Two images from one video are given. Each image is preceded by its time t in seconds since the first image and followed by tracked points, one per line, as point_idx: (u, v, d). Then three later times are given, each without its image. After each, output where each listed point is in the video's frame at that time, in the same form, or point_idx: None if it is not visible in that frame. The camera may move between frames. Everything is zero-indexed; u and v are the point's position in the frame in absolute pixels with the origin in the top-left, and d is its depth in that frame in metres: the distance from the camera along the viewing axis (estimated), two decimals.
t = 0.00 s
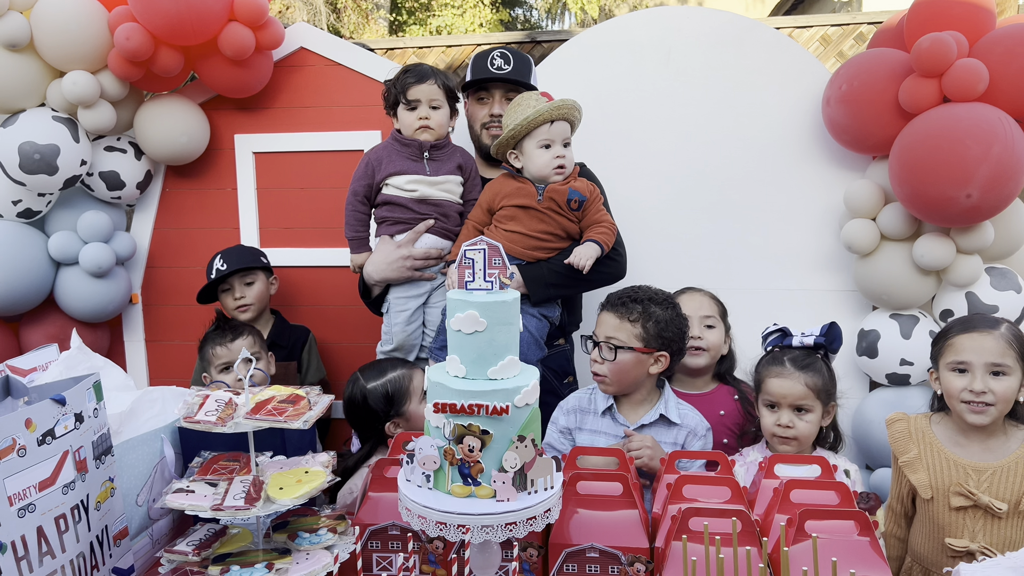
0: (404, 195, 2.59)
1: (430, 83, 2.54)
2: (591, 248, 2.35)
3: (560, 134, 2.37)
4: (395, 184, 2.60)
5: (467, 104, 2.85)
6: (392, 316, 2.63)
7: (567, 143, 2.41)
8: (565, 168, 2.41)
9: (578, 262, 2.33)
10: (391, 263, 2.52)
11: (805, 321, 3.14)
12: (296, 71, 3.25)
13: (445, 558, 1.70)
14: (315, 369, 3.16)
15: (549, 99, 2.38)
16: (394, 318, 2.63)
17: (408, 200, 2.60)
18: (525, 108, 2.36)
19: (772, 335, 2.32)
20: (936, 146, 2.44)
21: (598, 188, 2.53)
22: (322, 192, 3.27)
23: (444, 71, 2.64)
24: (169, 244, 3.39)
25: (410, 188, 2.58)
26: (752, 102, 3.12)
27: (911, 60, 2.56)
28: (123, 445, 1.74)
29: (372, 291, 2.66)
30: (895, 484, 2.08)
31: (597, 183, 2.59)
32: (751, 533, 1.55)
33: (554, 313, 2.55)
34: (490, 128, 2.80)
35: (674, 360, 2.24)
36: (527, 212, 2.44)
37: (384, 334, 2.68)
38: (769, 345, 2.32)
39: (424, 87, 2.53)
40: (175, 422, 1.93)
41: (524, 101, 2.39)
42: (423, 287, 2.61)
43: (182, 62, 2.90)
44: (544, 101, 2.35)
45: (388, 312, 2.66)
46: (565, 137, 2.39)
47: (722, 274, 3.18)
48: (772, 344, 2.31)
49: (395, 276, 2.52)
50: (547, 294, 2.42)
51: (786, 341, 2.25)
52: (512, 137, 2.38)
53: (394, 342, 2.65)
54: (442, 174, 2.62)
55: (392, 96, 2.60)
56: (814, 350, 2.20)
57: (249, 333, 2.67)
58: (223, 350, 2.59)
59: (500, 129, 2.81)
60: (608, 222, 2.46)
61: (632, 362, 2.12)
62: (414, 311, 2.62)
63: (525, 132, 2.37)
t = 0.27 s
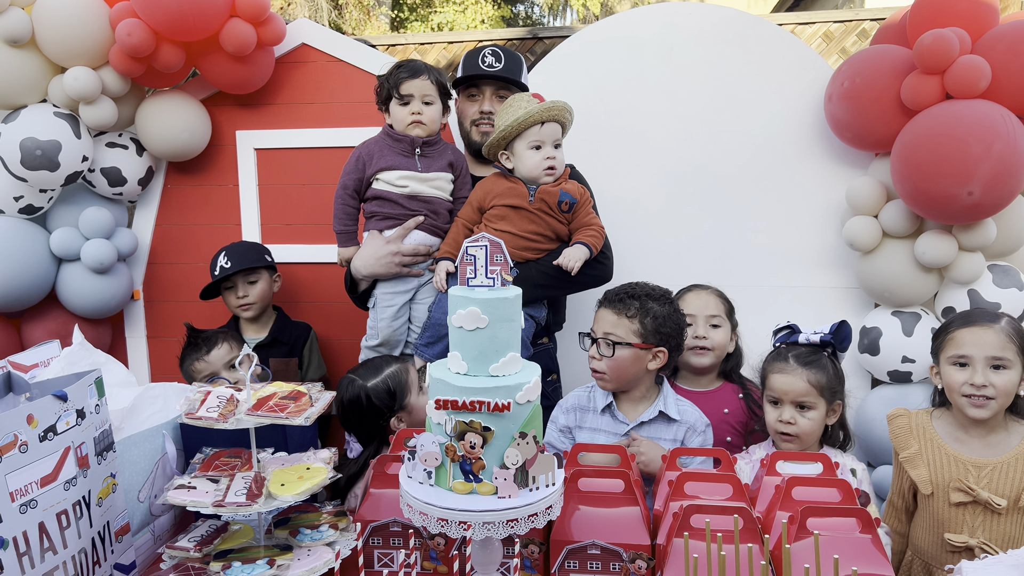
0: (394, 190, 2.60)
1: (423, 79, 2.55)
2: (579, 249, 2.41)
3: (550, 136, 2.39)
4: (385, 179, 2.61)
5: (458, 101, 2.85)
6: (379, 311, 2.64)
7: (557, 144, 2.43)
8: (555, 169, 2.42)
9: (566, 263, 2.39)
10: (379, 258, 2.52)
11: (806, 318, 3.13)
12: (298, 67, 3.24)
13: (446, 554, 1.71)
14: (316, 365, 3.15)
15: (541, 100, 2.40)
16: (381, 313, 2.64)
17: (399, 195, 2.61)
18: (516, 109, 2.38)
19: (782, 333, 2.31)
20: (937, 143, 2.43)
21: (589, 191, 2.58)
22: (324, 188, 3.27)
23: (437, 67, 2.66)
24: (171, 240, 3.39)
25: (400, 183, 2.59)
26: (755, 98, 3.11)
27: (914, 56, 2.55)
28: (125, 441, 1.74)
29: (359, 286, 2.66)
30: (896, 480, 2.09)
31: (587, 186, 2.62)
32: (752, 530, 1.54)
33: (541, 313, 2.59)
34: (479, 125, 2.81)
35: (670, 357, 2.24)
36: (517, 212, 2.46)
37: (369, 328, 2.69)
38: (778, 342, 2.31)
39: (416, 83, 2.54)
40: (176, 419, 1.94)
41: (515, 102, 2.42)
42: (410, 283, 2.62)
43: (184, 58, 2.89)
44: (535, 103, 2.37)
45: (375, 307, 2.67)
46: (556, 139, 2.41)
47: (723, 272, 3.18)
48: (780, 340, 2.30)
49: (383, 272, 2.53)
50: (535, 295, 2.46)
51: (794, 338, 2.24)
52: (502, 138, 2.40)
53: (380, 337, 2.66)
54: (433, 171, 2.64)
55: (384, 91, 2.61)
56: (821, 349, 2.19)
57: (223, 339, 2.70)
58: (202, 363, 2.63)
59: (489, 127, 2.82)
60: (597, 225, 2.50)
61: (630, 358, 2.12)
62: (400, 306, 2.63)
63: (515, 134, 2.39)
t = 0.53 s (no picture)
0: (392, 187, 2.60)
1: (425, 75, 2.54)
2: (575, 253, 2.44)
3: (551, 139, 2.40)
4: (383, 175, 2.60)
5: (454, 96, 2.84)
6: (371, 307, 2.65)
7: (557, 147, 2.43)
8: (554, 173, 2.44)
9: (564, 267, 2.42)
10: (374, 255, 2.52)
11: (809, 315, 3.12)
12: (301, 63, 3.23)
13: (448, 551, 1.71)
14: (320, 361, 3.15)
15: (543, 102, 2.41)
16: (372, 309, 2.65)
17: (397, 192, 2.61)
18: (519, 110, 2.39)
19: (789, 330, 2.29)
20: (940, 140, 2.43)
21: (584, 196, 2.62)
22: (327, 184, 3.27)
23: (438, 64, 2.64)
24: (174, 236, 3.40)
25: (399, 180, 2.59)
26: (758, 95, 3.10)
27: (917, 53, 2.54)
28: (127, 437, 1.75)
29: (351, 282, 2.65)
30: (899, 480, 2.09)
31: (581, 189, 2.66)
32: (754, 527, 1.54)
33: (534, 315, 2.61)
34: (475, 122, 2.82)
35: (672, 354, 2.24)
36: (514, 214, 2.47)
37: (360, 324, 2.69)
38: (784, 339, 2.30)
39: (419, 78, 2.52)
40: (179, 414, 1.94)
41: (518, 102, 2.42)
42: (403, 280, 2.63)
43: (186, 54, 2.89)
44: (537, 105, 2.38)
45: (366, 303, 2.67)
46: (557, 142, 2.42)
47: (726, 268, 3.17)
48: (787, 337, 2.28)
49: (378, 268, 2.53)
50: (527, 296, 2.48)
51: (800, 336, 2.23)
52: (502, 138, 2.41)
53: (370, 333, 2.66)
54: (432, 169, 2.64)
55: (385, 85, 2.59)
56: (828, 348, 2.18)
57: (233, 332, 2.66)
58: (209, 353, 2.58)
59: (484, 125, 2.83)
60: (591, 228, 2.54)
61: (631, 355, 2.12)
62: (392, 303, 2.64)
63: (516, 134, 2.40)
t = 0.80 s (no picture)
0: (399, 185, 2.59)
1: (429, 73, 2.52)
2: (581, 250, 2.46)
3: (557, 138, 2.42)
4: (389, 174, 2.59)
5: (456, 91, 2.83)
6: (376, 305, 2.64)
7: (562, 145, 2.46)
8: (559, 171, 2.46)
9: (570, 264, 2.44)
10: (380, 254, 2.52)
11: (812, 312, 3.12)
12: (304, 58, 3.23)
13: (450, 548, 1.72)
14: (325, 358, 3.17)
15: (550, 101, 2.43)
16: (377, 307, 2.64)
17: (403, 190, 2.60)
18: (527, 108, 2.41)
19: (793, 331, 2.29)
20: (946, 137, 2.42)
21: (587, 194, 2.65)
22: (330, 180, 3.27)
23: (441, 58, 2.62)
24: (177, 230, 3.40)
25: (405, 179, 2.58)
26: (763, 90, 3.09)
27: (923, 50, 2.52)
28: (131, 432, 1.76)
29: (355, 280, 2.64)
30: (902, 483, 2.10)
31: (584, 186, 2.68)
32: (756, 526, 1.53)
33: (537, 311, 2.63)
34: (476, 117, 2.81)
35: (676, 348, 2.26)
36: (520, 211, 2.48)
37: (365, 322, 2.68)
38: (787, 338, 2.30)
39: (423, 77, 2.51)
40: (183, 410, 1.95)
41: (526, 100, 2.44)
42: (408, 277, 2.63)
43: (190, 49, 2.89)
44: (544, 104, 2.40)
45: (371, 301, 2.67)
46: (562, 141, 2.45)
47: (729, 265, 3.17)
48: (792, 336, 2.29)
49: (384, 266, 2.53)
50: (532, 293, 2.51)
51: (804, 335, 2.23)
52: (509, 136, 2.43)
53: (376, 331, 2.66)
54: (437, 167, 2.64)
55: (388, 82, 2.57)
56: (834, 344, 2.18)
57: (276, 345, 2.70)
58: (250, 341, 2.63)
59: (486, 120, 2.82)
60: (596, 225, 2.57)
61: (664, 346, 2.14)
62: (397, 301, 2.64)
63: (524, 132, 2.41)
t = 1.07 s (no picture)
0: (415, 161, 2.57)
1: (438, 49, 2.49)
2: (600, 230, 2.49)
3: (574, 115, 2.44)
4: (405, 150, 2.57)
5: (470, 69, 2.80)
6: (394, 284, 2.64)
7: (580, 124, 2.48)
8: (577, 149, 2.48)
9: (589, 245, 2.46)
10: (399, 231, 2.51)
11: (818, 294, 3.11)
12: (309, 33, 3.19)
13: (454, 529, 1.75)
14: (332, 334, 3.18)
15: (567, 78, 2.44)
16: (395, 286, 2.63)
17: (419, 166, 2.58)
18: (544, 85, 2.42)
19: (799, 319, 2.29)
20: (957, 121, 2.38)
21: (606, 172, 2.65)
22: (336, 157, 3.25)
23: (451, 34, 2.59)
24: (183, 205, 3.39)
25: (422, 155, 2.56)
26: (774, 69, 3.04)
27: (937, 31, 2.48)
28: (139, 413, 1.78)
29: (373, 258, 2.62)
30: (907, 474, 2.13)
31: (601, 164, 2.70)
32: (757, 514, 1.56)
33: (555, 291, 2.65)
34: (491, 95, 2.80)
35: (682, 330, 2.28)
36: (538, 190, 2.51)
37: (382, 301, 2.67)
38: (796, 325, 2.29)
39: (432, 53, 2.48)
40: (190, 390, 1.96)
41: (542, 78, 2.45)
42: (425, 256, 2.63)
43: (195, 25, 2.85)
44: (560, 81, 2.41)
45: (388, 279, 2.65)
46: (580, 118, 2.46)
47: (736, 246, 3.15)
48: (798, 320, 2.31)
49: (402, 245, 2.52)
50: (551, 272, 2.51)
51: (811, 321, 2.24)
52: (526, 115, 2.45)
53: (393, 310, 2.65)
54: (453, 143, 2.62)
55: (399, 61, 2.56)
56: (839, 330, 2.18)
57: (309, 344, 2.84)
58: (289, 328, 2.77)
59: (501, 98, 2.81)
60: (614, 204, 2.60)
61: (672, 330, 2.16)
62: (415, 280, 2.63)
63: (541, 110, 2.43)
